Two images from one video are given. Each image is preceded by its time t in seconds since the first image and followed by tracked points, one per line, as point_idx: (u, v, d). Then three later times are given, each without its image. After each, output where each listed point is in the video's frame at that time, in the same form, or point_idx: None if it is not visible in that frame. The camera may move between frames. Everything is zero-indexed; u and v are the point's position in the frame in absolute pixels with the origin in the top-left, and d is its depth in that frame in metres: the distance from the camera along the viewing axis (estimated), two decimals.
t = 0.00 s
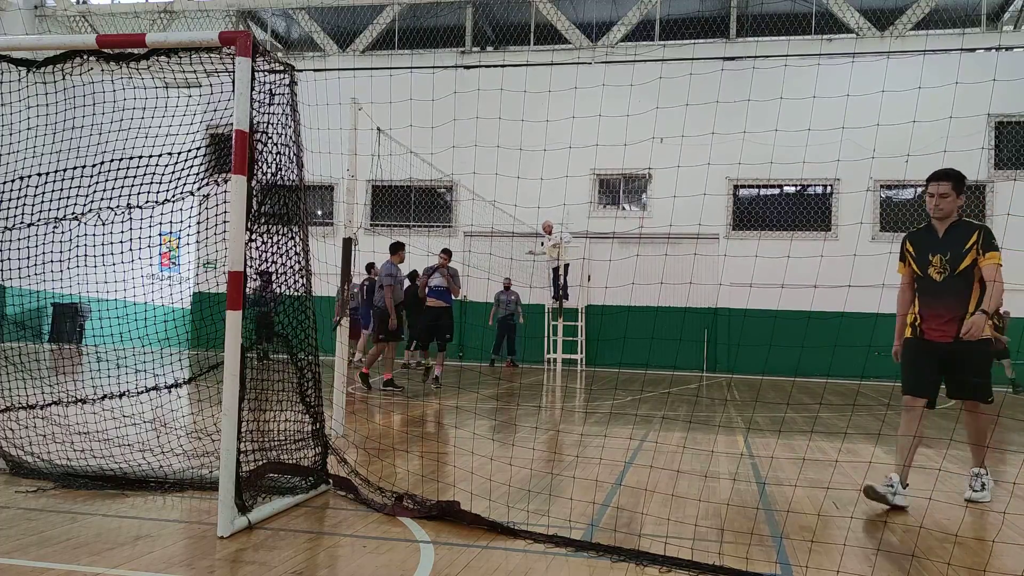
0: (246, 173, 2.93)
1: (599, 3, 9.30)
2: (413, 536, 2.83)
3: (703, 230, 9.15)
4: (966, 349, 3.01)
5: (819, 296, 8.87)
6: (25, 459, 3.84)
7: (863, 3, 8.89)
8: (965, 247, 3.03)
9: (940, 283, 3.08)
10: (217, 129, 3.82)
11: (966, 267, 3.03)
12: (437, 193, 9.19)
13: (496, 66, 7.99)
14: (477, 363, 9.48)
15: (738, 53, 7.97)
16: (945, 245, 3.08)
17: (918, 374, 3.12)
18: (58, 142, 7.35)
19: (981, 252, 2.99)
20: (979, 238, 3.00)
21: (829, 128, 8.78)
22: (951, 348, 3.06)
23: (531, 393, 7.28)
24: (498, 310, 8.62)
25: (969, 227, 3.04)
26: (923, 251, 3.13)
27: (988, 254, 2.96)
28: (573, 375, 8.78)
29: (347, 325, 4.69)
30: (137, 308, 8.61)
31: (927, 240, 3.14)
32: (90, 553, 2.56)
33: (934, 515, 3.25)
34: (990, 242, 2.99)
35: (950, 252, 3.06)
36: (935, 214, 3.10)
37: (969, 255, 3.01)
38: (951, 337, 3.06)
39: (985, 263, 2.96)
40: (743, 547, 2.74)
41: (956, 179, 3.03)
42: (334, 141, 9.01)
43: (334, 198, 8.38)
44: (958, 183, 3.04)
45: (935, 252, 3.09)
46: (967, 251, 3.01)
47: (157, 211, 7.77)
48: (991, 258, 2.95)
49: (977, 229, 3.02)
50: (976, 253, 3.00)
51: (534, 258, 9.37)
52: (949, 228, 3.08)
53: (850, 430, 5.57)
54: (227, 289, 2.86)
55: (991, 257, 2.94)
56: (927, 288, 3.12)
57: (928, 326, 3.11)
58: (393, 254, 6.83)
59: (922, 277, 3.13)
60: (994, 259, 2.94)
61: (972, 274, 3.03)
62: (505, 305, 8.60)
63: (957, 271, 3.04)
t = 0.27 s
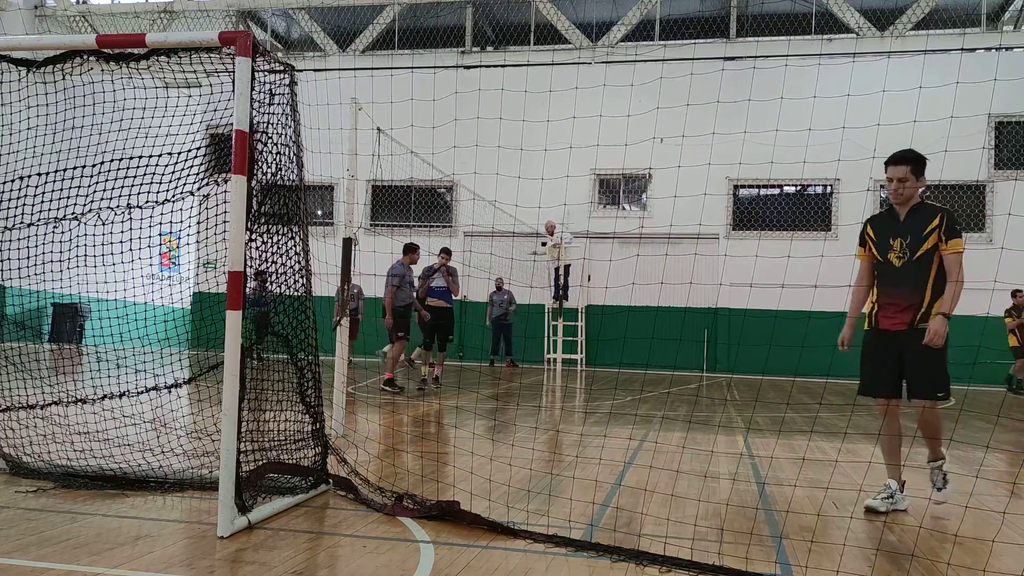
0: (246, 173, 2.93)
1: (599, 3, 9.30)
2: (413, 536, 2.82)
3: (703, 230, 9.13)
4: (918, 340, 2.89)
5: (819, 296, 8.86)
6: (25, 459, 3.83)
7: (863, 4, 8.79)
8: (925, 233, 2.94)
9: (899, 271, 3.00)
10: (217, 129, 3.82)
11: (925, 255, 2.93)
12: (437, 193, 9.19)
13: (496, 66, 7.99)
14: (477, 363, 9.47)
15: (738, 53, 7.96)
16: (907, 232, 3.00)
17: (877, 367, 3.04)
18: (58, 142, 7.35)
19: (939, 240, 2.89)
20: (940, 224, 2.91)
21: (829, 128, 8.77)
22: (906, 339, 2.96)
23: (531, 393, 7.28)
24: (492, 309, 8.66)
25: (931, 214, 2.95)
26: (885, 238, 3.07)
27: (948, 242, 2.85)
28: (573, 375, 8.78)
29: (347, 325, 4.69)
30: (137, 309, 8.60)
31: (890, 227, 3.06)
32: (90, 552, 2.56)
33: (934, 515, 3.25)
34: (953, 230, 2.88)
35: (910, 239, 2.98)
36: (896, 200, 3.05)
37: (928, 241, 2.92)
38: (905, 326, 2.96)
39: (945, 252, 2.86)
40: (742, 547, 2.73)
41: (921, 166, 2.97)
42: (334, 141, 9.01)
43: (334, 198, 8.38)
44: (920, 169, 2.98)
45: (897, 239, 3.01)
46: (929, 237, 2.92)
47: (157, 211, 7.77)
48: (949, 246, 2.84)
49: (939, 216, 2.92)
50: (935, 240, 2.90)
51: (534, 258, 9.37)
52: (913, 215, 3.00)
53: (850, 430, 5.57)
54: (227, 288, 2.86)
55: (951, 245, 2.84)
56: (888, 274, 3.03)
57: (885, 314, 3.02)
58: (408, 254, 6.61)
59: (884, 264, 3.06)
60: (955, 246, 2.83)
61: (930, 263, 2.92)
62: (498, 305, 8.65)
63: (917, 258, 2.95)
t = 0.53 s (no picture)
0: (246, 173, 2.93)
1: (599, 4, 9.30)
2: (413, 536, 2.82)
3: (703, 230, 9.13)
4: (880, 352, 2.71)
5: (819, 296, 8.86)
6: (25, 459, 3.83)
7: (863, 4, 8.90)
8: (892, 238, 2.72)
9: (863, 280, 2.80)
10: (217, 129, 3.81)
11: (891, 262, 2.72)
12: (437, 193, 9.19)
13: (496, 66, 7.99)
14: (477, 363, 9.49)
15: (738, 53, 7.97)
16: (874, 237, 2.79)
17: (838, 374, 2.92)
18: (58, 141, 7.35)
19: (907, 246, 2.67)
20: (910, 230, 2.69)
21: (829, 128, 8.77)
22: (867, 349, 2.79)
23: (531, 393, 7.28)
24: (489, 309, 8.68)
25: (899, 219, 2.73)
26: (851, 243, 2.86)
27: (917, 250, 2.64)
28: (573, 375, 8.78)
29: (347, 326, 4.68)
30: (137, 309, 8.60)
31: (857, 230, 2.85)
32: (90, 552, 2.56)
33: (934, 515, 3.25)
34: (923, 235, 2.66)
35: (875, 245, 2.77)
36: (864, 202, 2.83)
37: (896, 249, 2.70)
38: (867, 336, 2.79)
39: (912, 260, 2.66)
40: (742, 547, 2.73)
41: (890, 167, 2.74)
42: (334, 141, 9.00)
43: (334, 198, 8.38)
44: (888, 170, 2.74)
45: (864, 244, 2.80)
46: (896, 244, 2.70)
47: (157, 211, 7.77)
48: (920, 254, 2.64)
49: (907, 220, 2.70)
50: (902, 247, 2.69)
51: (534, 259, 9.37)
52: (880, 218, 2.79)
53: (850, 430, 5.57)
54: (227, 289, 2.86)
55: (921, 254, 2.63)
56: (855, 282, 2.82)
57: (849, 323, 2.85)
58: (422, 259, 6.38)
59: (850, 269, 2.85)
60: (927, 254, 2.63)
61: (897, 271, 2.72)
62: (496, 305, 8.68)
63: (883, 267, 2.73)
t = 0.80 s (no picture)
0: (246, 173, 2.93)
1: (599, 4, 9.30)
2: (413, 536, 2.82)
3: (703, 230, 9.13)
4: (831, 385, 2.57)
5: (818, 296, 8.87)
6: (25, 459, 3.83)
7: (864, 4, 8.88)
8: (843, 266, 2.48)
9: (824, 308, 2.59)
10: (217, 129, 3.81)
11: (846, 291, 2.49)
12: (437, 193, 9.21)
13: (496, 66, 7.99)
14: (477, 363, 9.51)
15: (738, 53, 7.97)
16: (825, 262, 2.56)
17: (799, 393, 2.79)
18: (58, 141, 7.35)
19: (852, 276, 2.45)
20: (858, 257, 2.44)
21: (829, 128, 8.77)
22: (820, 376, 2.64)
23: (531, 393, 7.28)
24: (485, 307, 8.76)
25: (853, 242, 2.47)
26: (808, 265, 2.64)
27: (860, 283, 2.41)
28: (573, 375, 8.79)
29: (347, 326, 4.67)
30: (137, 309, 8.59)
31: (810, 255, 2.61)
32: (90, 552, 2.56)
33: (934, 515, 3.25)
34: (875, 263, 2.41)
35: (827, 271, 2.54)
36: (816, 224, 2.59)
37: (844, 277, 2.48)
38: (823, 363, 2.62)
39: (857, 294, 2.43)
40: (742, 547, 2.73)
41: (837, 189, 2.44)
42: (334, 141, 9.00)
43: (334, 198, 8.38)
44: (839, 195, 2.45)
45: (819, 271, 2.56)
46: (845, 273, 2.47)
47: (157, 211, 7.77)
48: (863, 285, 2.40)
49: (861, 246, 2.44)
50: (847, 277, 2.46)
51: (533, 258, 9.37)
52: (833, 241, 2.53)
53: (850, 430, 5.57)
54: (227, 289, 2.86)
55: (863, 287, 2.39)
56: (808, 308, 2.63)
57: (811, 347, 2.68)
58: (438, 267, 6.26)
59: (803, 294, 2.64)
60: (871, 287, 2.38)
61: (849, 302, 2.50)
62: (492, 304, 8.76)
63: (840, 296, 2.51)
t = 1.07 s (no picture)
0: (246, 173, 2.93)
1: (600, 4, 9.28)
2: (413, 536, 2.83)
3: (703, 230, 9.08)
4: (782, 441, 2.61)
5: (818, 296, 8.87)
6: (25, 459, 3.83)
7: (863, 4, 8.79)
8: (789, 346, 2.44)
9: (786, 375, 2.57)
10: (217, 129, 3.81)
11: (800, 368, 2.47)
12: (437, 193, 9.22)
13: (496, 66, 7.99)
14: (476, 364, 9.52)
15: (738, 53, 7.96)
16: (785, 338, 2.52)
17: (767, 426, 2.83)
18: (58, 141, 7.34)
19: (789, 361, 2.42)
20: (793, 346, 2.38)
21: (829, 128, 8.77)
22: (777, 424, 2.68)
23: (530, 393, 7.29)
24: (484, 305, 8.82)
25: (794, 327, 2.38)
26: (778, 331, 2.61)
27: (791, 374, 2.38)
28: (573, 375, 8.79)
29: (347, 326, 4.67)
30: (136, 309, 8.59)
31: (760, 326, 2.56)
32: (90, 553, 2.56)
33: (934, 515, 3.25)
34: (810, 352, 2.35)
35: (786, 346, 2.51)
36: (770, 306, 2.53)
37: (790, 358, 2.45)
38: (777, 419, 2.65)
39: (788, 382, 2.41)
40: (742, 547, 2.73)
41: (765, 285, 2.34)
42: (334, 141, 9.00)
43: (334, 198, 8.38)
44: (777, 289, 2.36)
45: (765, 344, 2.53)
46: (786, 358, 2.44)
47: (157, 211, 7.76)
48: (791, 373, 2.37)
49: (799, 334, 2.36)
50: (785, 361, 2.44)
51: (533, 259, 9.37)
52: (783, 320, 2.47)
53: (849, 430, 5.57)
54: (227, 289, 2.86)
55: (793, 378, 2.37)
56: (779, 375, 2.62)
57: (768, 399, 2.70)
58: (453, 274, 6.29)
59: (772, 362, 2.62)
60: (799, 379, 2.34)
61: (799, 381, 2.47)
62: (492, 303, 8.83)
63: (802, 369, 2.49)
